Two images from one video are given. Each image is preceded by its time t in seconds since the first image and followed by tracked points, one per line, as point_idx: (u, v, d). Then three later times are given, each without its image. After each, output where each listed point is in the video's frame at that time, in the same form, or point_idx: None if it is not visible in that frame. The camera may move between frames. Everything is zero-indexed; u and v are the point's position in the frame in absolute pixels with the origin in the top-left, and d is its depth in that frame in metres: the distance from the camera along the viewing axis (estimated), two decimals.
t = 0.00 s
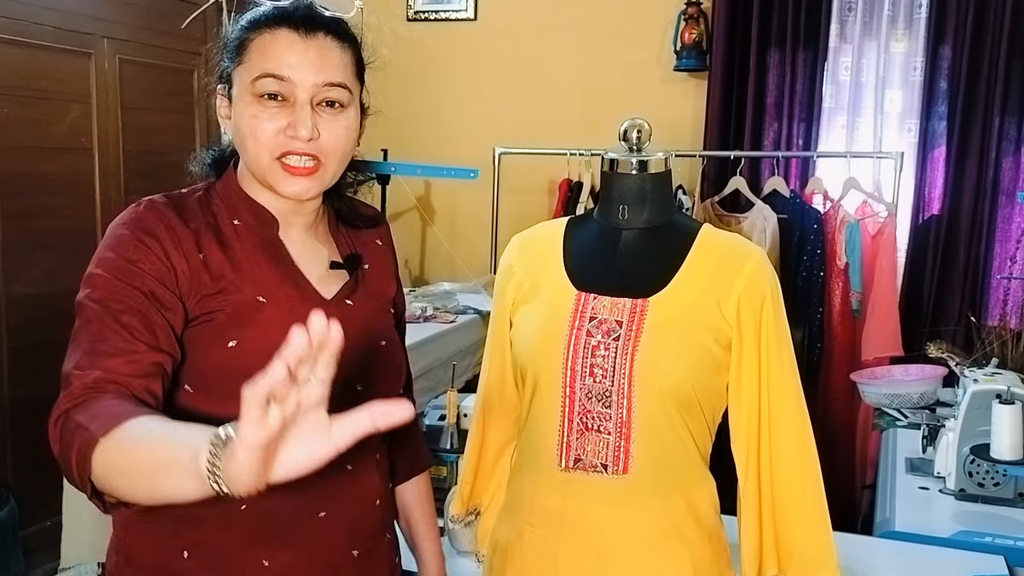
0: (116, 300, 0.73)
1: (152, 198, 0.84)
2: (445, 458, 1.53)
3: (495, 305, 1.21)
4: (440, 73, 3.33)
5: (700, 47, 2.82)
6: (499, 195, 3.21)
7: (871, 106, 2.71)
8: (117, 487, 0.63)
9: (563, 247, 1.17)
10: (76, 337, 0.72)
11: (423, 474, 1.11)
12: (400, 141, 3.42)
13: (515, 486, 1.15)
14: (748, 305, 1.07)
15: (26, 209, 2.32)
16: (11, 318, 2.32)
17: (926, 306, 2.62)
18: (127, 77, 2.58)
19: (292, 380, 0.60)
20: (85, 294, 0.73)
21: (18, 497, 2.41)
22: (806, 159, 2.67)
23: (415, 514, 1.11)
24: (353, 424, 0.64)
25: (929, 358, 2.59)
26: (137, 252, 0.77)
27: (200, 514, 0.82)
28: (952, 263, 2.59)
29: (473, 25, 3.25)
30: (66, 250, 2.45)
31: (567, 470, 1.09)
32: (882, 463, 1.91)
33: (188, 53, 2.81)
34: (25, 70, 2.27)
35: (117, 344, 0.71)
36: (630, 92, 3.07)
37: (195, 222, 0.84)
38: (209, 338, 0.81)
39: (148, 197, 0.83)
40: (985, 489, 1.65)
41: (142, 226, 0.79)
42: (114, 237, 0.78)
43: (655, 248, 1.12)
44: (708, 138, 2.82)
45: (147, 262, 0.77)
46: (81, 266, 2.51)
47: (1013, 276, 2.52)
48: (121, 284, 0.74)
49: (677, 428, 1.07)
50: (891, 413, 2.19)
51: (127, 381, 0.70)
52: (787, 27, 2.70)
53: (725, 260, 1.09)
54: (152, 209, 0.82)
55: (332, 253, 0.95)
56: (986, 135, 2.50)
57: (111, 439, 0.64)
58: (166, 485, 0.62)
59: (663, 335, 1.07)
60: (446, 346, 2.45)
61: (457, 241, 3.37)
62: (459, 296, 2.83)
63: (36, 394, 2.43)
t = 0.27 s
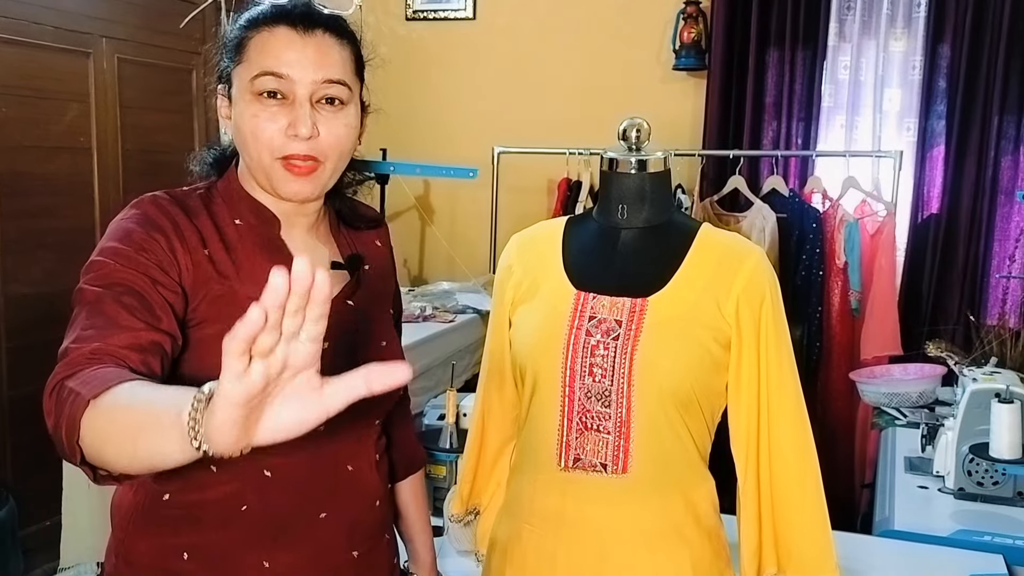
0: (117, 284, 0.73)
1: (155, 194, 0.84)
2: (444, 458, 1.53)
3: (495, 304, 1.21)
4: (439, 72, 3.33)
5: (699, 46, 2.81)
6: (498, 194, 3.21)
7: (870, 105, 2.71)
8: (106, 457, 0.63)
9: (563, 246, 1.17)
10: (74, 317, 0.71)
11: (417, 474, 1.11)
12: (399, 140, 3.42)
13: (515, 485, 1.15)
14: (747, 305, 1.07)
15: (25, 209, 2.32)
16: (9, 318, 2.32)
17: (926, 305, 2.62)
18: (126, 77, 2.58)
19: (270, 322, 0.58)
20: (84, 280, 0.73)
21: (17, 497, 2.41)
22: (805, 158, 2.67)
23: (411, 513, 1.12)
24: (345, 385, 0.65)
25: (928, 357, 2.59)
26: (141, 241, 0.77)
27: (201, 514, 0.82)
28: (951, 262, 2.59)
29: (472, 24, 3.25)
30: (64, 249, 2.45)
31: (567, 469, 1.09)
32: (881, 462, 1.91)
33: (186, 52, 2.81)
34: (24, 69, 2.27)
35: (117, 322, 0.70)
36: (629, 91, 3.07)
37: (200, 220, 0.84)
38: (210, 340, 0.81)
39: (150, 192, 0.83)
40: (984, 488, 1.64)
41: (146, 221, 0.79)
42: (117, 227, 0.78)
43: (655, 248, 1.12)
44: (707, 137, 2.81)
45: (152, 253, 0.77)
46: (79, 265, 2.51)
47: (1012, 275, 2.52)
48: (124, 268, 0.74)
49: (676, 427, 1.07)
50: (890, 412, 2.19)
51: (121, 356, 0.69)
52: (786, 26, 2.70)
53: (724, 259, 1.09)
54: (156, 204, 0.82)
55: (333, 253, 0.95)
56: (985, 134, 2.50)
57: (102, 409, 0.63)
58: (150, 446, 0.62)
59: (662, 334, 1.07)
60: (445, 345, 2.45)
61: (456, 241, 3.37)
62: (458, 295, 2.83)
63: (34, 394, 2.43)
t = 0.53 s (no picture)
0: (128, 278, 0.73)
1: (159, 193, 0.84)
2: (444, 457, 1.53)
3: (494, 303, 1.21)
4: (438, 71, 3.32)
5: (698, 46, 2.81)
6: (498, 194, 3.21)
7: (869, 104, 2.71)
8: (110, 454, 0.62)
9: (562, 246, 1.17)
10: (84, 313, 0.70)
11: (414, 476, 1.10)
12: (399, 139, 3.42)
13: (514, 485, 1.15)
14: (747, 305, 1.07)
15: (25, 208, 2.32)
16: (9, 318, 2.31)
17: (925, 304, 2.62)
18: (126, 76, 2.58)
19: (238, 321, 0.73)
20: (92, 276, 0.72)
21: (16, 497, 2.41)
22: (805, 157, 2.67)
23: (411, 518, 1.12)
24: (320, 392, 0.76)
25: (928, 357, 2.59)
26: (149, 237, 0.77)
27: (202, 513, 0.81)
28: (950, 261, 2.59)
29: (472, 23, 3.25)
30: (64, 249, 2.45)
31: (566, 469, 1.09)
32: (881, 462, 1.91)
33: (186, 51, 2.81)
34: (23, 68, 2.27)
35: (128, 317, 0.70)
36: (628, 91, 3.07)
37: (205, 217, 0.84)
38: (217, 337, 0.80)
39: (155, 190, 0.83)
40: (984, 488, 1.64)
41: (153, 218, 0.79)
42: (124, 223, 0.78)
43: (655, 247, 1.12)
44: (706, 137, 2.81)
45: (161, 250, 0.77)
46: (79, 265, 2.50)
47: (1011, 275, 2.52)
48: (134, 264, 0.74)
49: (676, 427, 1.07)
50: (889, 411, 2.19)
51: (138, 351, 0.68)
52: (786, 26, 2.69)
53: (724, 259, 1.09)
54: (160, 202, 0.82)
55: (335, 252, 0.96)
56: (984, 134, 2.50)
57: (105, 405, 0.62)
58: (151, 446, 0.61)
59: (661, 334, 1.07)
60: (445, 345, 2.45)
61: (455, 240, 3.37)
62: (458, 295, 2.83)
63: (34, 394, 2.43)
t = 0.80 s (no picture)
0: (135, 270, 0.74)
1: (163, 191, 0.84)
2: (443, 457, 1.52)
3: (494, 303, 1.20)
4: (438, 71, 3.32)
5: (699, 45, 2.81)
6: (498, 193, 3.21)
7: (869, 104, 2.71)
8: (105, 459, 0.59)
9: (562, 245, 1.17)
10: (92, 307, 0.71)
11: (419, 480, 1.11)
12: (398, 139, 3.42)
13: (514, 484, 1.15)
14: (747, 304, 1.07)
15: (26, 207, 2.32)
16: (9, 317, 2.31)
17: (925, 304, 2.62)
18: (126, 75, 2.58)
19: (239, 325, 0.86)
20: (99, 270, 0.73)
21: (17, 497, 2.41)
22: (805, 157, 2.66)
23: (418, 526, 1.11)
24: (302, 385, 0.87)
25: (928, 356, 2.59)
26: (154, 231, 0.78)
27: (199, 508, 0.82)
28: (950, 261, 2.59)
29: (471, 23, 3.25)
30: (64, 248, 2.45)
31: (566, 468, 1.09)
32: (881, 461, 1.91)
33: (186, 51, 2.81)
34: (23, 68, 2.26)
35: (137, 309, 0.70)
36: (628, 90, 3.07)
37: (207, 215, 0.84)
38: (215, 330, 0.80)
39: (157, 189, 0.84)
40: (984, 487, 1.64)
41: (156, 214, 0.80)
42: (129, 219, 0.79)
43: (654, 246, 1.12)
44: (707, 137, 2.81)
45: (166, 244, 0.78)
46: (79, 264, 2.50)
47: (1011, 274, 2.52)
48: (141, 258, 0.75)
49: (676, 426, 1.07)
50: (889, 411, 2.19)
51: (149, 342, 0.68)
52: (786, 25, 2.69)
53: (724, 258, 1.09)
54: (163, 200, 0.82)
55: (335, 250, 0.95)
56: (984, 133, 2.50)
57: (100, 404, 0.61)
58: (134, 476, 0.55)
59: (661, 333, 1.07)
60: (444, 344, 2.45)
61: (456, 240, 3.36)
62: (458, 294, 2.83)
63: (34, 393, 2.43)
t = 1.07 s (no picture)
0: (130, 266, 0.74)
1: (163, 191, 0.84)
2: (443, 456, 1.52)
3: (494, 302, 1.20)
4: (438, 71, 3.32)
5: (699, 45, 2.81)
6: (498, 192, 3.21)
7: (869, 104, 2.71)
8: (97, 452, 0.59)
9: (562, 244, 1.17)
10: (88, 303, 0.71)
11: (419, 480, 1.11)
12: (399, 138, 3.42)
13: (514, 483, 1.15)
14: (746, 303, 1.07)
15: (26, 207, 2.32)
16: (8, 316, 2.31)
17: (925, 304, 2.62)
18: (126, 75, 2.58)
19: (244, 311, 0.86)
20: (96, 267, 0.73)
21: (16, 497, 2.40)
22: (805, 157, 2.66)
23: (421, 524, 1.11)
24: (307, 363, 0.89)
25: (928, 356, 2.59)
26: (152, 228, 0.78)
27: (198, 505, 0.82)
28: (950, 261, 2.59)
29: (471, 22, 3.24)
30: (64, 248, 2.45)
31: (566, 467, 1.09)
32: (881, 460, 1.91)
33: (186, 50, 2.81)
34: (23, 67, 2.26)
35: (132, 305, 0.70)
36: (628, 89, 3.07)
37: (206, 214, 0.84)
38: (212, 327, 0.80)
39: (156, 187, 0.84)
40: (984, 487, 1.64)
41: (154, 211, 0.80)
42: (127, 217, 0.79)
43: (653, 245, 1.12)
44: (707, 136, 2.81)
45: (164, 242, 0.78)
46: (79, 264, 2.50)
47: (1011, 274, 2.52)
48: (137, 255, 0.75)
49: (675, 425, 1.07)
50: (889, 410, 2.19)
51: (142, 338, 0.68)
52: (786, 25, 2.69)
53: (723, 257, 1.09)
54: (163, 199, 0.82)
55: (335, 250, 0.95)
56: (984, 133, 2.50)
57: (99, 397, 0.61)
58: (125, 467, 0.55)
59: (661, 332, 1.07)
60: (444, 344, 2.45)
61: (455, 240, 3.36)
62: (458, 294, 2.83)
63: (34, 393, 2.43)
